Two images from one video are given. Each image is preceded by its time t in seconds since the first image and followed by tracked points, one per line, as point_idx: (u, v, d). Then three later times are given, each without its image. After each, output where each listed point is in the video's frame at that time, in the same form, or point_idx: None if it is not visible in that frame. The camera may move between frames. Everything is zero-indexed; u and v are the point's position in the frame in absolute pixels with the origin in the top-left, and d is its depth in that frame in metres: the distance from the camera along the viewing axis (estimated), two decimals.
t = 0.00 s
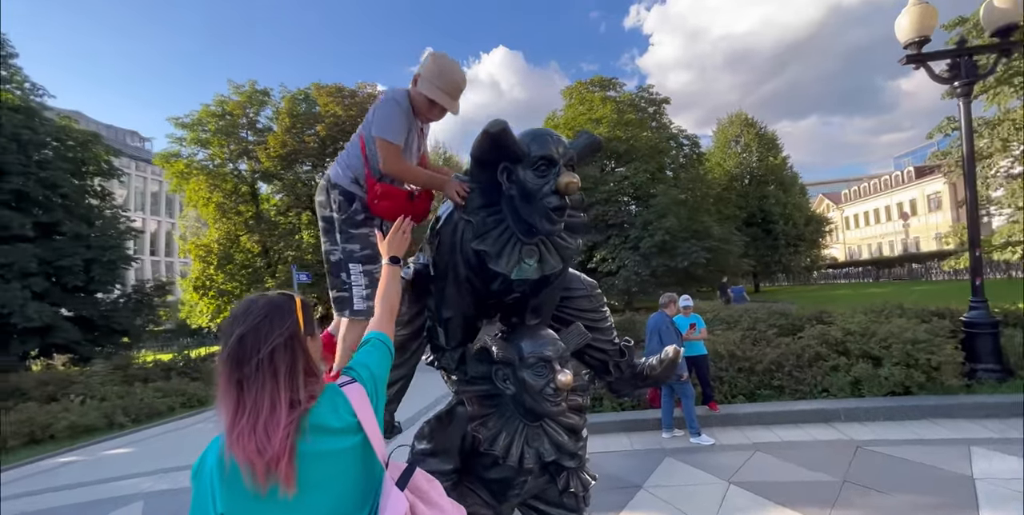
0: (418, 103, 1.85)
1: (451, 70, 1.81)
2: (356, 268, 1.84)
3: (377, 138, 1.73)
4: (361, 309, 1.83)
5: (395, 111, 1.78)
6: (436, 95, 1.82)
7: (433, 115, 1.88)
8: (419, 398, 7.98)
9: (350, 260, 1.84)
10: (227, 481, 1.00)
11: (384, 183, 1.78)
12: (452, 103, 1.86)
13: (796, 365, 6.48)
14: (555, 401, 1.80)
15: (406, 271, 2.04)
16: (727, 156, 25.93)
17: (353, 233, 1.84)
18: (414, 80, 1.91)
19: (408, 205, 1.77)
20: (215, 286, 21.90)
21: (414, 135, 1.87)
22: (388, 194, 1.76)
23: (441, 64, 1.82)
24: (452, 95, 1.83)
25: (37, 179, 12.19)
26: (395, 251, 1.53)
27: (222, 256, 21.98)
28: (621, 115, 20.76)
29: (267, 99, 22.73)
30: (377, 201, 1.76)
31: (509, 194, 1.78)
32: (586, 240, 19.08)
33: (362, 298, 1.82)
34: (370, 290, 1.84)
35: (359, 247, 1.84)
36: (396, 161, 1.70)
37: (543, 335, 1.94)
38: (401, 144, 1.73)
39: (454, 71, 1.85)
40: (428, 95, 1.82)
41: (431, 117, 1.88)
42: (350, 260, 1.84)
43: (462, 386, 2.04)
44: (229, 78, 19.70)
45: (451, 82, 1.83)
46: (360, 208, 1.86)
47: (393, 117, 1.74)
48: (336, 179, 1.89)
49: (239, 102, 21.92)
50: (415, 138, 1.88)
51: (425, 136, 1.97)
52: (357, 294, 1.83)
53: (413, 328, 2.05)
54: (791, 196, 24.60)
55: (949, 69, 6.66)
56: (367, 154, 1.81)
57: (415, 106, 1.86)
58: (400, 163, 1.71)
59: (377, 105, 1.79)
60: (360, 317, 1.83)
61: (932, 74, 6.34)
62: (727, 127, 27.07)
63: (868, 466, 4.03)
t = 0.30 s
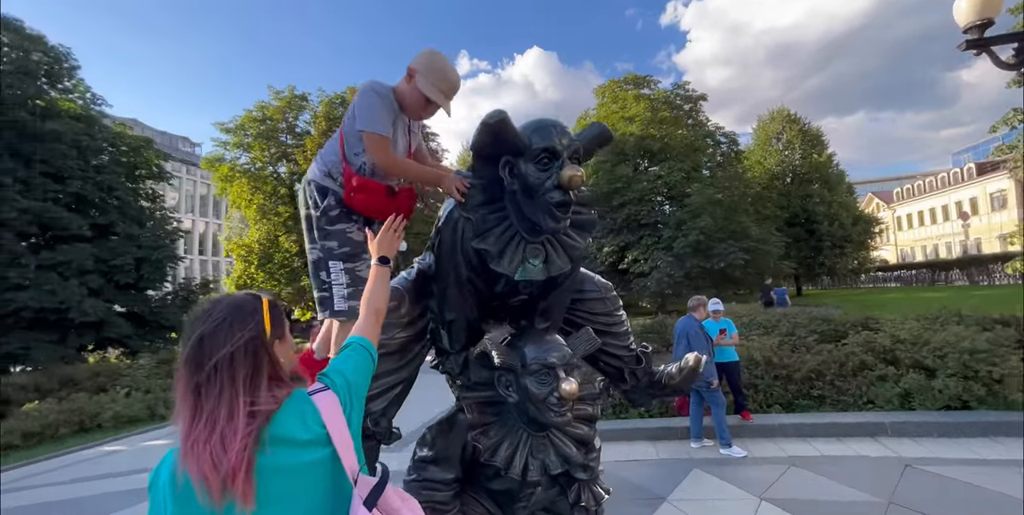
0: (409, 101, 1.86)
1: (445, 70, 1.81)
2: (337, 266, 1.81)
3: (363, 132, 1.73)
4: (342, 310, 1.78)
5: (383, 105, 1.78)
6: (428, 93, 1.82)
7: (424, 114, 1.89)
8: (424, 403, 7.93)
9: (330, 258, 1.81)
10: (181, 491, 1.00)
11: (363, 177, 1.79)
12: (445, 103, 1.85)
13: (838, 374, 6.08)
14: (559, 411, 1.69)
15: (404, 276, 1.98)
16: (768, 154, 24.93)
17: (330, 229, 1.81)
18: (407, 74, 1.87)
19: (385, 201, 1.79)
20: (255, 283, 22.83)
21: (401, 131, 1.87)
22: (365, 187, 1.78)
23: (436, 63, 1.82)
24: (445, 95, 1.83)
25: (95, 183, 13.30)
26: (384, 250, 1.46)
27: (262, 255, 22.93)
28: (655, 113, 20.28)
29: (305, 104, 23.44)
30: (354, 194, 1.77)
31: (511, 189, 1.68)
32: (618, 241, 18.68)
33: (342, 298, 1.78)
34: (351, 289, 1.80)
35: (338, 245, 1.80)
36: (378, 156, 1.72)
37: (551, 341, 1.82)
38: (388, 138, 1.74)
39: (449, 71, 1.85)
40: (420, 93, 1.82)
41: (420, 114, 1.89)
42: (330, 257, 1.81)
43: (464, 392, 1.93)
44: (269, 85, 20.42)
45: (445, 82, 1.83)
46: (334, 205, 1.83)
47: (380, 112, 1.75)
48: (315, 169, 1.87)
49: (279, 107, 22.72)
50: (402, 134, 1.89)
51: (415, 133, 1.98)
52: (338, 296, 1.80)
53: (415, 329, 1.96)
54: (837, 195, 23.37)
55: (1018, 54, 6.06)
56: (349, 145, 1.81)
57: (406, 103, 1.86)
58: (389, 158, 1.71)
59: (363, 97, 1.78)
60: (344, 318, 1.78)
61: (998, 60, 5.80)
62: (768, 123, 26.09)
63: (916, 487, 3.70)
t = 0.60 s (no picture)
0: (391, 92, 1.91)
1: (425, 62, 1.85)
2: (303, 258, 1.94)
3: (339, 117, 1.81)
4: (308, 300, 1.93)
5: (361, 95, 1.86)
6: (408, 83, 1.87)
7: (406, 104, 1.94)
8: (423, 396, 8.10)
9: (297, 249, 1.95)
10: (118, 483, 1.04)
11: (335, 166, 1.89)
12: (428, 95, 1.89)
13: (883, 383, 5.71)
14: (548, 417, 1.61)
15: (398, 274, 1.95)
16: (817, 151, 23.68)
17: (296, 220, 1.94)
18: (393, 64, 1.92)
19: (354, 188, 1.88)
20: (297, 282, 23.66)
21: (379, 121, 1.93)
22: (335, 176, 1.89)
23: (418, 55, 1.87)
24: (425, 87, 1.87)
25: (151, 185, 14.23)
26: (361, 248, 1.44)
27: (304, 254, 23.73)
28: (694, 109, 19.68)
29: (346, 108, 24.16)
30: (324, 181, 1.88)
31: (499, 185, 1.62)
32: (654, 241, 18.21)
33: (308, 290, 1.93)
34: (316, 282, 1.94)
35: (304, 236, 1.93)
36: (353, 141, 1.75)
37: (545, 342, 1.74)
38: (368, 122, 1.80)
39: (431, 62, 1.89)
40: (401, 84, 1.88)
41: (402, 105, 1.95)
42: (297, 248, 1.95)
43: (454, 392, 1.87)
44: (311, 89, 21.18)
45: (427, 74, 1.87)
46: (304, 195, 1.96)
47: (357, 99, 1.81)
48: (297, 157, 2.02)
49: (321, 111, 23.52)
50: (382, 124, 1.94)
51: (398, 124, 2.04)
52: (305, 286, 1.94)
53: (408, 327, 1.92)
54: (894, 194, 21.87)
55: None
56: (326, 131, 1.90)
57: (388, 93, 1.92)
58: (362, 145, 1.74)
59: (342, 84, 1.86)
60: (308, 308, 1.93)
61: None
62: (818, 118, 24.77)
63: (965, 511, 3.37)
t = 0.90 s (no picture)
0: (399, 99, 1.87)
1: (434, 70, 1.80)
2: (318, 261, 1.86)
3: (347, 124, 1.75)
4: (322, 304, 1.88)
5: (370, 102, 1.80)
6: (418, 91, 1.82)
7: (414, 112, 1.90)
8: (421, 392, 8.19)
9: (313, 252, 1.88)
10: (82, 469, 1.06)
11: (348, 172, 1.82)
12: (435, 104, 1.85)
13: (933, 395, 5.37)
14: (537, 418, 1.59)
15: (400, 275, 1.98)
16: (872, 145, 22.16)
17: (311, 223, 1.87)
18: (403, 72, 1.89)
19: (368, 196, 1.82)
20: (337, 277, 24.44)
21: (388, 128, 1.87)
22: (349, 183, 1.81)
23: (428, 63, 1.83)
24: (434, 96, 1.83)
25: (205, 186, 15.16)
26: (346, 247, 1.51)
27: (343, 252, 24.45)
28: (737, 103, 18.90)
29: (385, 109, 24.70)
30: (339, 188, 1.82)
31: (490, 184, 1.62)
32: (691, 240, 17.74)
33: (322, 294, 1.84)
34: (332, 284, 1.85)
35: (319, 239, 1.86)
36: (360, 148, 1.69)
37: (538, 343, 1.72)
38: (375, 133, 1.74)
39: (440, 70, 1.85)
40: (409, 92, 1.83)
41: (410, 112, 1.90)
42: (313, 251, 1.88)
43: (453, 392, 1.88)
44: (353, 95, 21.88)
45: (436, 84, 1.82)
46: (319, 201, 1.89)
47: (365, 106, 1.76)
48: (310, 164, 1.94)
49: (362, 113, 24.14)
50: (391, 132, 1.89)
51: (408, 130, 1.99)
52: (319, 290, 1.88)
53: (407, 325, 1.95)
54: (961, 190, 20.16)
55: None
56: (336, 138, 1.83)
57: (396, 101, 1.87)
58: (370, 154, 1.69)
59: (352, 90, 1.80)
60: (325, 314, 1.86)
61: None
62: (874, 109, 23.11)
63: None
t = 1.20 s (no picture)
0: (415, 103, 1.87)
1: (450, 75, 1.82)
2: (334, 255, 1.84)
3: (363, 124, 1.75)
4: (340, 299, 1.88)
5: (387, 102, 1.80)
6: (435, 95, 1.83)
7: (428, 115, 1.90)
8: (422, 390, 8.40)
9: (330, 247, 1.86)
10: (84, 445, 1.12)
11: (369, 169, 1.79)
12: (449, 110, 1.86)
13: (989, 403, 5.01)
14: (536, 412, 1.62)
15: (406, 273, 2.02)
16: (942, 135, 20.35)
17: (328, 219, 1.84)
18: (418, 77, 1.89)
19: (391, 192, 1.79)
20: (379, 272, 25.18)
21: (403, 130, 1.87)
22: (372, 178, 1.79)
23: (444, 70, 1.84)
24: (451, 101, 1.84)
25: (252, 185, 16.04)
26: (354, 243, 1.59)
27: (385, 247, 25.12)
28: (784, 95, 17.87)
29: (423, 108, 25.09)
30: (362, 185, 1.79)
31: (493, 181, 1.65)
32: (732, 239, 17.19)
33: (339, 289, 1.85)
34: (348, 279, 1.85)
35: (336, 235, 1.84)
36: (374, 148, 1.71)
37: (541, 338, 1.75)
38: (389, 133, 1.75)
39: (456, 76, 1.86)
40: (426, 95, 1.83)
41: (424, 117, 1.90)
42: (330, 246, 1.86)
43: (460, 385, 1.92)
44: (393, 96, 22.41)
45: (452, 92, 1.83)
46: (337, 198, 1.86)
47: (382, 108, 1.77)
48: (327, 163, 1.91)
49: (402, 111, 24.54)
50: (407, 134, 1.89)
51: (424, 133, 1.98)
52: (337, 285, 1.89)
53: (418, 318, 2.01)
54: None
55: None
56: (355, 136, 1.82)
57: (413, 104, 1.87)
58: (387, 154, 1.70)
59: (371, 91, 1.81)
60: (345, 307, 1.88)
61: None
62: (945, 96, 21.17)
63: None
